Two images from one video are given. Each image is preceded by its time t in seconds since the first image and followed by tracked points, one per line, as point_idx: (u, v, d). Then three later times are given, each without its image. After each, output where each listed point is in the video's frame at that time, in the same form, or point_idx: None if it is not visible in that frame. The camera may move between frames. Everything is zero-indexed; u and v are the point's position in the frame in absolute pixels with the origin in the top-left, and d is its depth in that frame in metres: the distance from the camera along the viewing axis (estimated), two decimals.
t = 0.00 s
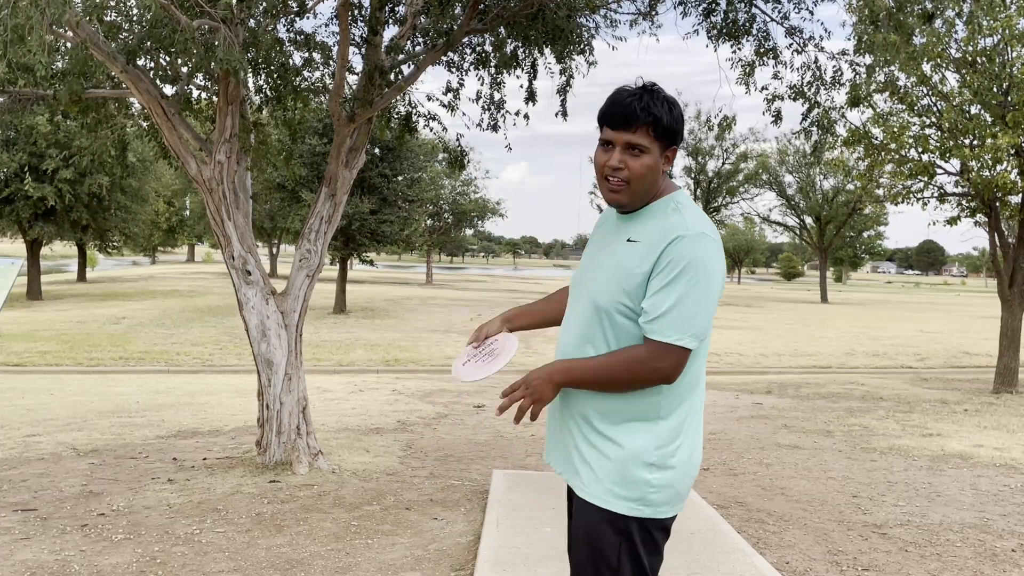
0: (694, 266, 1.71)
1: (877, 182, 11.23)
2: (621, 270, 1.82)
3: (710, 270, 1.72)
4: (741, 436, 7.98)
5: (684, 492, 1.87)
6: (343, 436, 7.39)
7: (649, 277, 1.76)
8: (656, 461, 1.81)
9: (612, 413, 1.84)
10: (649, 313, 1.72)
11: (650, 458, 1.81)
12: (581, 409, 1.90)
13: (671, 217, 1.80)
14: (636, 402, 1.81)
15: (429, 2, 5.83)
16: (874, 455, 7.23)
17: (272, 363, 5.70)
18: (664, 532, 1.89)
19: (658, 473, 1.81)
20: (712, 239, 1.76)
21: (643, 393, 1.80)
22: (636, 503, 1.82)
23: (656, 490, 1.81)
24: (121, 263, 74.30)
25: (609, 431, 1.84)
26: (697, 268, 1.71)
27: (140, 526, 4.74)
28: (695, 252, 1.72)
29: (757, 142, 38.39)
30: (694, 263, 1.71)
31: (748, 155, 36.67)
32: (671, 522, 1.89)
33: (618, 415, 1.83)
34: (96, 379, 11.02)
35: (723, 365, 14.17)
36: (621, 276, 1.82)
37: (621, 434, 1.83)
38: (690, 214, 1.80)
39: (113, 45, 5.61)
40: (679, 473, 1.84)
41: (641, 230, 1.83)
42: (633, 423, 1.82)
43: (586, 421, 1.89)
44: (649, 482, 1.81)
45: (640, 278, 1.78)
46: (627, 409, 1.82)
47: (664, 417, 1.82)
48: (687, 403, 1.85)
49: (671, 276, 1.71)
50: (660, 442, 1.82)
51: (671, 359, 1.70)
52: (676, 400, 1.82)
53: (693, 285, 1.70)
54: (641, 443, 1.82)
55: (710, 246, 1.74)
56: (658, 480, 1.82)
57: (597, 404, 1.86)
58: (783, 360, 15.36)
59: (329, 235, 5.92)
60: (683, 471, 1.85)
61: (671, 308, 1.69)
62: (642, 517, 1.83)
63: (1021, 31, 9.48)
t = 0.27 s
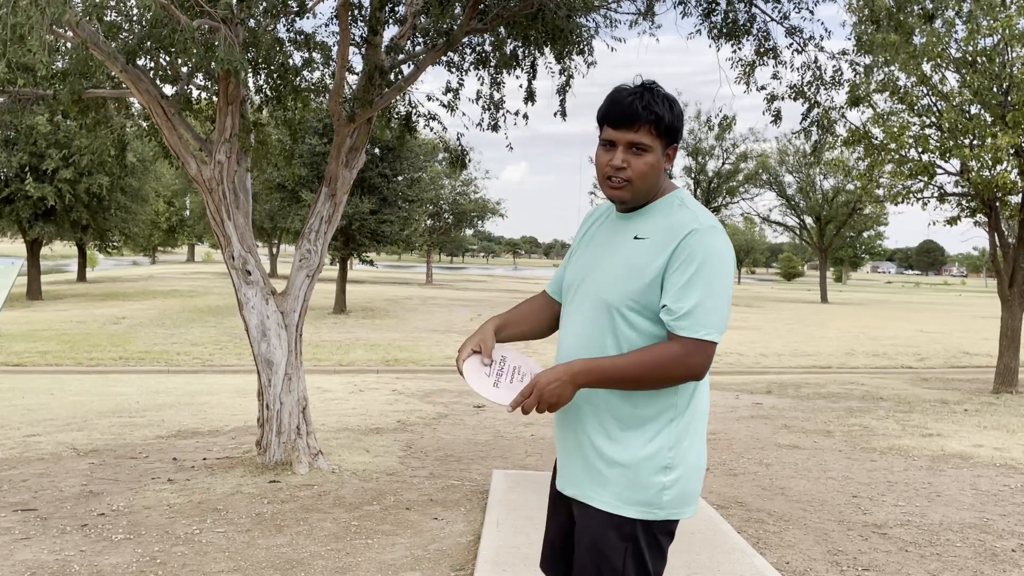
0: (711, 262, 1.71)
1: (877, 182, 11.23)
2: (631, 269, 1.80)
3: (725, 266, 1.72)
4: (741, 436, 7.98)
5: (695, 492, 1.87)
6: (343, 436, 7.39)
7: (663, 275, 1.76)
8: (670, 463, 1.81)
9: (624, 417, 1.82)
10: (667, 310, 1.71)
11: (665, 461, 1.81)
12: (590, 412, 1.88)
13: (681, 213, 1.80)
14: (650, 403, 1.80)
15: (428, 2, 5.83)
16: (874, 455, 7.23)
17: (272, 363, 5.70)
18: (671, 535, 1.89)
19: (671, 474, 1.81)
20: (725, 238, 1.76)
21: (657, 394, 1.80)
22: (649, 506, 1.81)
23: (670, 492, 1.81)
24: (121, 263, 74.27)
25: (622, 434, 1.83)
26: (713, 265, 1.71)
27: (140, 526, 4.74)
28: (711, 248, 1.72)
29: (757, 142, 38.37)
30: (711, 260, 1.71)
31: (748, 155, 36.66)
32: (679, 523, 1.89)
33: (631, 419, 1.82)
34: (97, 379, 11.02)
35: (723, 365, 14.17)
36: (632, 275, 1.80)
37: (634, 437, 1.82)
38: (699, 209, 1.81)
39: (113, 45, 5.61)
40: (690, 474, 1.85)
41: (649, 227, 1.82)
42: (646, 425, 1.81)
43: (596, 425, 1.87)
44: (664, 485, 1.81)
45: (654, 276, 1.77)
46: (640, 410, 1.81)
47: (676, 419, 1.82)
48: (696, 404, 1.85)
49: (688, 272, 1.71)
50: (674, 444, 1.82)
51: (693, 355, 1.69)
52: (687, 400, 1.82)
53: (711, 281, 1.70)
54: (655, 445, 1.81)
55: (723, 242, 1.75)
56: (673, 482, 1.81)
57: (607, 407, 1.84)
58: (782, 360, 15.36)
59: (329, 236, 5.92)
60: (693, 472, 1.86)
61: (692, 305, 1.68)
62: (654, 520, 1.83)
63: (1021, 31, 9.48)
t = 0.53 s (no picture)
0: (724, 265, 1.75)
1: (877, 182, 11.23)
2: (641, 270, 1.80)
3: (736, 271, 1.76)
4: (741, 436, 7.97)
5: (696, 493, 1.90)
6: (343, 436, 7.39)
7: (674, 275, 1.76)
8: (679, 465, 1.82)
9: (637, 418, 1.81)
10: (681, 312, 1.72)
11: (676, 463, 1.82)
12: (600, 415, 1.85)
13: (687, 216, 1.82)
14: (662, 408, 1.81)
15: (428, 2, 5.83)
16: (874, 455, 7.23)
17: (272, 363, 5.70)
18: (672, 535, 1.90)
19: (681, 475, 1.82)
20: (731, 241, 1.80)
21: (667, 397, 1.80)
22: (659, 509, 1.81)
23: (678, 495, 1.82)
24: (121, 263, 74.24)
25: (635, 437, 1.81)
26: (724, 268, 1.75)
27: (140, 526, 4.74)
28: (722, 251, 1.75)
29: (757, 142, 38.32)
30: (723, 263, 1.74)
31: (748, 155, 36.66)
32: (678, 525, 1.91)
33: (643, 421, 1.81)
34: (97, 379, 11.02)
35: (723, 365, 14.17)
36: (643, 274, 1.79)
37: (647, 440, 1.81)
38: (704, 213, 1.84)
39: (113, 45, 5.61)
40: (696, 477, 1.86)
41: (655, 228, 1.83)
42: (659, 429, 1.81)
43: (605, 428, 1.84)
44: (675, 487, 1.81)
45: (665, 278, 1.77)
46: (652, 413, 1.81)
47: (684, 420, 1.83)
48: (701, 406, 1.87)
49: (701, 274, 1.74)
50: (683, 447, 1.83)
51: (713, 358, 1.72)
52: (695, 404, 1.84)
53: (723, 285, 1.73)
54: (665, 448, 1.81)
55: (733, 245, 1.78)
56: (682, 485, 1.82)
57: (618, 409, 1.82)
58: (783, 360, 15.36)
59: (329, 236, 5.92)
60: (697, 475, 1.87)
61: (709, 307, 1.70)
62: (661, 522, 1.83)
63: (1021, 31, 9.48)
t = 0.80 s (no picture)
0: (730, 267, 1.75)
1: (877, 182, 11.23)
2: (647, 269, 1.79)
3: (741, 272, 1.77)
4: (741, 436, 7.98)
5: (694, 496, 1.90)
6: (343, 436, 7.39)
7: (680, 275, 1.76)
8: (680, 467, 1.82)
9: (638, 420, 1.81)
10: (690, 310, 1.72)
11: (676, 465, 1.82)
12: (600, 416, 1.84)
13: (692, 216, 1.82)
14: (663, 410, 1.81)
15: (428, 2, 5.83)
16: (874, 455, 7.23)
17: (272, 363, 5.70)
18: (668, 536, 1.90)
19: (681, 476, 1.82)
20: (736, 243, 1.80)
21: (668, 398, 1.81)
22: (659, 511, 1.81)
23: (678, 497, 1.82)
24: (121, 263, 74.27)
25: (636, 439, 1.81)
26: (732, 269, 1.75)
27: (140, 526, 4.74)
28: (728, 252, 1.76)
29: (757, 142, 38.34)
30: (729, 265, 1.75)
31: (748, 155, 36.67)
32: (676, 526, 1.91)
33: (645, 423, 1.81)
34: (97, 379, 11.02)
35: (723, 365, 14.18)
36: (648, 274, 1.79)
37: (648, 441, 1.81)
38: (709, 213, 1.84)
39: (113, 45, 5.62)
40: (695, 478, 1.87)
41: (660, 228, 1.82)
42: (660, 431, 1.81)
43: (607, 430, 1.84)
44: (675, 489, 1.82)
45: (672, 277, 1.77)
46: (654, 415, 1.81)
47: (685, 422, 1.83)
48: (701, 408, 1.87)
49: (711, 274, 1.74)
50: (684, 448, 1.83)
51: (720, 360, 1.72)
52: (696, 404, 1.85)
53: (729, 286, 1.74)
54: (666, 449, 1.81)
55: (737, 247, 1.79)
56: (682, 487, 1.83)
57: (620, 410, 1.82)
58: (783, 360, 15.36)
59: (329, 236, 5.92)
60: (697, 476, 1.88)
61: (716, 308, 1.71)
62: (660, 523, 1.83)
63: (1021, 31, 9.48)
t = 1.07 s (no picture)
0: (728, 268, 1.75)
1: (877, 182, 11.24)
2: (645, 271, 1.79)
3: (739, 273, 1.78)
4: (741, 436, 7.98)
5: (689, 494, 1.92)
6: (343, 436, 7.39)
7: (678, 277, 1.76)
8: (678, 467, 1.83)
9: (638, 421, 1.81)
10: (689, 313, 1.73)
11: (675, 465, 1.83)
12: (600, 417, 1.84)
13: (689, 216, 1.82)
14: (663, 410, 1.81)
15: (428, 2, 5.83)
16: (874, 455, 7.23)
17: (272, 363, 5.70)
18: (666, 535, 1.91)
19: (681, 475, 1.83)
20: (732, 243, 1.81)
21: (667, 399, 1.81)
22: (658, 511, 1.82)
23: (677, 496, 1.84)
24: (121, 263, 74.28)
25: (635, 440, 1.81)
26: (729, 270, 1.76)
27: (140, 526, 4.74)
28: (725, 253, 1.76)
29: (757, 142, 38.34)
30: (727, 265, 1.75)
31: (748, 155, 36.66)
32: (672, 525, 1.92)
33: (644, 424, 1.81)
34: (97, 379, 11.03)
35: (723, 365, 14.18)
36: (647, 276, 1.78)
37: (648, 443, 1.81)
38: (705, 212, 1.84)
39: (113, 45, 5.62)
40: (692, 477, 1.88)
41: (656, 229, 1.82)
42: (659, 431, 1.81)
43: (606, 431, 1.83)
44: (674, 489, 1.83)
45: (670, 279, 1.77)
46: (653, 415, 1.81)
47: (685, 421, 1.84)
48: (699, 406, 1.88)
49: (709, 278, 1.74)
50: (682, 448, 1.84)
51: (721, 361, 1.72)
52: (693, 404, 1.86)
53: (728, 287, 1.74)
54: (666, 449, 1.82)
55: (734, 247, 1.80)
56: (680, 486, 1.84)
57: (619, 412, 1.82)
58: (782, 360, 15.37)
59: (329, 235, 5.92)
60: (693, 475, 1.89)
61: (716, 309, 1.71)
62: (659, 523, 1.84)
63: (1021, 31, 9.48)
